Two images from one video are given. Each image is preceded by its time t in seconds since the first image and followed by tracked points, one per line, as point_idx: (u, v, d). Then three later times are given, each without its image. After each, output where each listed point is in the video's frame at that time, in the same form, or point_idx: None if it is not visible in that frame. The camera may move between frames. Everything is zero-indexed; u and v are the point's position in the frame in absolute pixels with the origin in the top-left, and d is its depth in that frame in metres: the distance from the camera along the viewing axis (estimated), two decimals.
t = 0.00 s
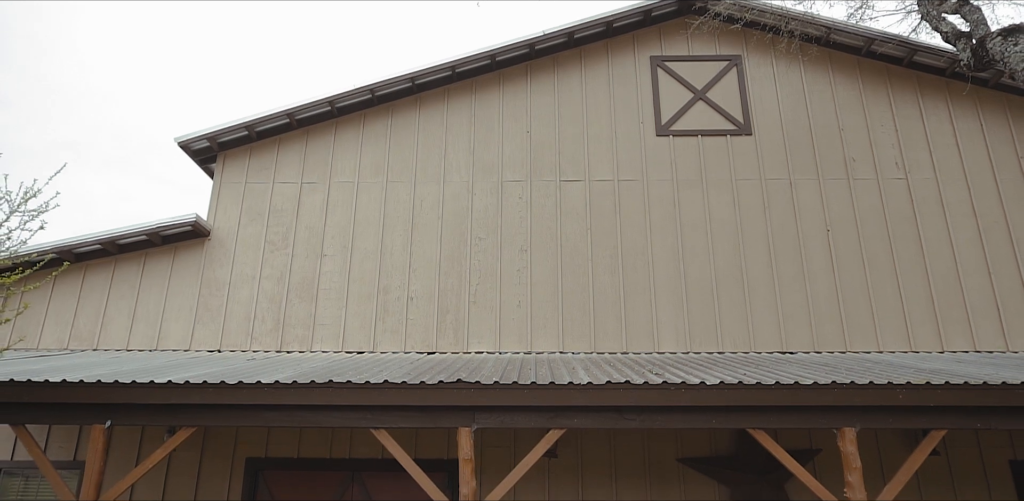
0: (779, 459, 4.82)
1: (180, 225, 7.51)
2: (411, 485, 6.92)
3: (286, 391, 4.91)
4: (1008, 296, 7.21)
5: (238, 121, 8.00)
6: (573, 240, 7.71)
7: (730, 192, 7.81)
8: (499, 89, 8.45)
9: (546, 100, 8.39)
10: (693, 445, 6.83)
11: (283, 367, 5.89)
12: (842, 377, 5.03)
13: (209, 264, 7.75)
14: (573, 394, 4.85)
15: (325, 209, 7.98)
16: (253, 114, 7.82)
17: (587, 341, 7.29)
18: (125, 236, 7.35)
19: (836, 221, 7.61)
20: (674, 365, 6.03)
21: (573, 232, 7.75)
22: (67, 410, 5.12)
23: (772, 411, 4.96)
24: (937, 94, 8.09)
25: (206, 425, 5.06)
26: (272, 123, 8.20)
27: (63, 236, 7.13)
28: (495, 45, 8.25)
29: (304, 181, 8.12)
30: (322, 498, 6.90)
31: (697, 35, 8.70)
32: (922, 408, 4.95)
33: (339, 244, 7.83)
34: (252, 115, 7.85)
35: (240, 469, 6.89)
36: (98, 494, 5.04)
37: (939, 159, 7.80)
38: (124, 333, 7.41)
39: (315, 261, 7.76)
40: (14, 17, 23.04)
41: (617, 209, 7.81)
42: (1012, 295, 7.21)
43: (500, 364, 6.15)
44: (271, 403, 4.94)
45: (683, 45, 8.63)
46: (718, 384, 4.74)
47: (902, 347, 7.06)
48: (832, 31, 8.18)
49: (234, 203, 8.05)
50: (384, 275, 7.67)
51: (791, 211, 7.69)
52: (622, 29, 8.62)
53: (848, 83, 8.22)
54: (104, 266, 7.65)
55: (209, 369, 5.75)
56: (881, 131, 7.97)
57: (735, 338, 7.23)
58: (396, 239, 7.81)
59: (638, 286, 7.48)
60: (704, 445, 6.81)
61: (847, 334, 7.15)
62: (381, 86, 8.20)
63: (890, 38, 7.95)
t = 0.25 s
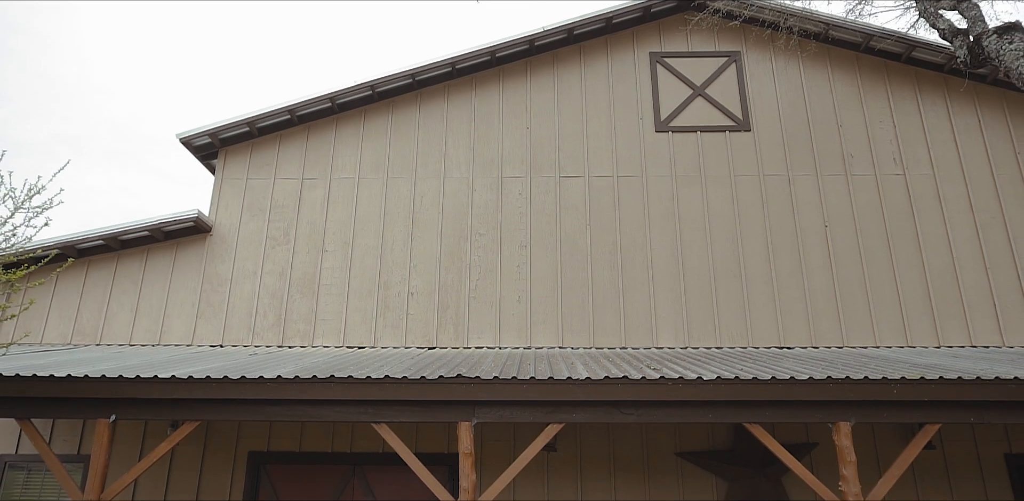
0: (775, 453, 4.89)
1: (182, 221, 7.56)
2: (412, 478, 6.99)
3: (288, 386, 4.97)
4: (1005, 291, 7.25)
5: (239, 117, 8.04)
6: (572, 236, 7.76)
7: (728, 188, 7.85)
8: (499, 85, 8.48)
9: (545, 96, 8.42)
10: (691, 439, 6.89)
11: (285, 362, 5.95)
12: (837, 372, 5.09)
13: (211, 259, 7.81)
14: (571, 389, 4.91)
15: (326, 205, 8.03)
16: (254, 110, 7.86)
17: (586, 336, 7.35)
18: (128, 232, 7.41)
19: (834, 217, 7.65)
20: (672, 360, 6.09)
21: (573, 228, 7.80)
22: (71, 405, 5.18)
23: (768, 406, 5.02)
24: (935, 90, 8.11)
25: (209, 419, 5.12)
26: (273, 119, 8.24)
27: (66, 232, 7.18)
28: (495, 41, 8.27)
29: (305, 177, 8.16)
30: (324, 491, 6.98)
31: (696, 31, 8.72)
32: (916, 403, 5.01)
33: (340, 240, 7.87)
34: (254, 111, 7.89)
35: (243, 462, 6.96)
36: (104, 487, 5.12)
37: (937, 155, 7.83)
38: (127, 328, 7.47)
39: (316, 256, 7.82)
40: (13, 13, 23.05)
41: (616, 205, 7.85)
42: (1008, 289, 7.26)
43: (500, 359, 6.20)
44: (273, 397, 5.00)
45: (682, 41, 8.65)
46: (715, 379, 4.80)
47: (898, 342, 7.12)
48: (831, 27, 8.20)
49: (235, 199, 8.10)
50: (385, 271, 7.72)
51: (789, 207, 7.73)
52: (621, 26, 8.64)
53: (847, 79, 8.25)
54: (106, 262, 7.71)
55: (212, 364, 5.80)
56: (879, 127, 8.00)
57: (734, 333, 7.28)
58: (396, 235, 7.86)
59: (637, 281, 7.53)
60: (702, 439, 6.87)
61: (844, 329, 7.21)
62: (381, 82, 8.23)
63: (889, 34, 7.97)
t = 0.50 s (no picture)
0: (770, 448, 4.95)
1: (183, 218, 7.62)
2: (412, 473, 7.07)
3: (290, 382, 5.03)
4: (1000, 288, 7.31)
5: (240, 115, 8.09)
6: (571, 233, 7.81)
7: (726, 185, 7.90)
8: (498, 83, 8.52)
9: (544, 94, 8.46)
10: (689, 434, 6.95)
11: (286, 359, 6.02)
12: (832, 369, 5.15)
13: (212, 256, 7.86)
14: (569, 385, 4.97)
15: (326, 202, 8.08)
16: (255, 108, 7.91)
17: (585, 332, 7.41)
18: (130, 228, 7.46)
19: (831, 214, 7.71)
20: (669, 357, 6.15)
21: (572, 225, 7.85)
22: (75, 401, 5.24)
23: (764, 401, 5.08)
24: (932, 88, 8.16)
25: (212, 415, 5.18)
26: (273, 117, 8.28)
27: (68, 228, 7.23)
28: (495, 39, 8.31)
29: (305, 175, 8.21)
30: (326, 486, 7.05)
31: (694, 29, 8.76)
32: (910, 399, 5.07)
33: (341, 237, 7.93)
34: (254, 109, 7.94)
35: (245, 457, 7.03)
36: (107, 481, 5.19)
37: (933, 152, 7.88)
38: (129, 325, 7.53)
39: (317, 253, 7.87)
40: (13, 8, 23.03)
41: (614, 203, 7.91)
42: (1003, 286, 7.31)
43: (499, 356, 6.27)
44: (275, 393, 5.06)
45: (680, 39, 8.69)
46: (711, 376, 4.86)
47: (894, 337, 7.18)
48: (829, 25, 8.24)
49: (236, 196, 8.15)
50: (385, 267, 7.78)
51: (786, 204, 7.78)
52: (620, 23, 8.67)
53: (844, 76, 8.29)
54: (108, 258, 7.76)
55: (213, 360, 5.86)
56: (875, 124, 8.05)
57: (731, 329, 7.34)
58: (396, 232, 7.92)
59: (635, 278, 7.59)
60: (699, 435, 6.94)
61: (840, 325, 7.27)
62: (380, 80, 8.27)
63: (886, 32, 8.01)
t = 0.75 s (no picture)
0: (766, 444, 5.01)
1: (185, 216, 7.67)
2: (412, 469, 7.13)
3: (291, 379, 5.09)
4: (996, 285, 7.36)
5: (240, 113, 8.13)
6: (570, 231, 7.86)
7: (724, 183, 7.94)
8: (497, 81, 8.56)
9: (543, 92, 8.50)
10: (687, 430, 7.01)
11: (287, 356, 6.08)
12: (827, 365, 5.20)
13: (213, 254, 7.92)
14: (568, 382, 5.02)
15: (327, 200, 8.13)
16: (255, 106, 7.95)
17: (583, 329, 7.47)
18: (131, 226, 7.51)
19: (828, 211, 7.76)
20: (667, 354, 6.21)
21: (570, 222, 7.90)
22: (80, 397, 5.30)
23: (760, 398, 5.15)
24: (929, 85, 8.20)
25: (215, 411, 5.24)
26: (273, 115, 8.32)
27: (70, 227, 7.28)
28: (494, 38, 8.35)
29: (306, 173, 8.26)
30: (327, 481, 7.12)
31: (693, 27, 8.79)
32: (904, 395, 5.14)
33: (341, 235, 7.98)
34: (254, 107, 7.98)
35: (247, 453, 7.10)
36: (111, 477, 5.26)
37: (930, 149, 7.92)
38: (130, 322, 7.59)
39: (318, 251, 7.92)
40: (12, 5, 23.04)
41: (613, 200, 7.96)
42: (999, 283, 7.36)
43: (499, 352, 6.33)
44: (277, 390, 5.12)
45: (679, 37, 8.72)
46: (708, 372, 4.92)
47: (890, 334, 7.24)
48: (826, 23, 8.27)
49: (237, 194, 8.20)
50: (385, 265, 7.83)
51: (784, 201, 7.83)
52: (619, 22, 8.70)
53: (842, 74, 8.32)
54: (110, 256, 7.81)
55: (216, 357, 5.93)
56: (873, 122, 8.09)
57: (728, 325, 7.40)
58: (396, 230, 7.97)
59: (633, 275, 7.64)
60: (697, 431, 7.00)
61: (837, 322, 7.32)
62: (380, 78, 8.31)
63: (883, 30, 8.04)
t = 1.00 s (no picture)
0: (762, 439, 5.09)
1: (187, 214, 7.74)
2: (413, 464, 7.21)
3: (294, 375, 5.16)
4: (992, 281, 7.42)
5: (242, 112, 8.18)
6: (569, 228, 7.92)
7: (722, 180, 7.99)
8: (496, 79, 8.61)
9: (542, 90, 8.55)
10: (685, 426, 7.08)
11: (289, 353, 6.15)
12: (823, 362, 5.27)
13: (215, 251, 7.98)
14: (567, 378, 5.09)
15: (328, 197, 8.19)
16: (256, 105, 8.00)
17: (582, 325, 7.54)
18: (134, 224, 7.58)
19: (825, 208, 7.81)
20: (665, 350, 6.27)
21: (570, 220, 7.95)
22: (85, 394, 5.37)
23: (756, 394, 5.21)
24: (926, 83, 8.24)
25: (218, 407, 5.32)
26: (274, 113, 8.37)
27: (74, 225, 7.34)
28: (493, 36, 8.39)
29: (307, 170, 8.32)
30: (329, 476, 7.20)
31: (691, 25, 8.83)
32: (899, 391, 5.20)
33: (342, 232, 8.04)
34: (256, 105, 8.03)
35: (250, 449, 7.18)
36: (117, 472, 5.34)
37: (927, 146, 7.97)
38: (134, 319, 7.66)
39: (319, 249, 7.99)
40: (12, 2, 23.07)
41: (612, 198, 8.01)
42: (995, 279, 7.42)
43: (499, 349, 6.39)
44: (280, 387, 5.19)
45: (677, 35, 8.77)
46: (705, 369, 4.98)
47: (887, 330, 7.30)
48: (824, 21, 8.31)
49: (239, 192, 8.26)
50: (386, 262, 7.90)
51: (782, 198, 7.88)
52: (618, 20, 8.74)
53: (840, 72, 8.36)
54: (113, 254, 7.88)
55: (219, 354, 6.00)
56: (870, 119, 8.14)
57: (726, 322, 7.46)
58: (397, 227, 8.03)
59: (632, 272, 7.70)
60: (695, 426, 7.07)
61: (834, 318, 7.39)
62: (380, 77, 8.36)
63: (881, 28, 8.08)
